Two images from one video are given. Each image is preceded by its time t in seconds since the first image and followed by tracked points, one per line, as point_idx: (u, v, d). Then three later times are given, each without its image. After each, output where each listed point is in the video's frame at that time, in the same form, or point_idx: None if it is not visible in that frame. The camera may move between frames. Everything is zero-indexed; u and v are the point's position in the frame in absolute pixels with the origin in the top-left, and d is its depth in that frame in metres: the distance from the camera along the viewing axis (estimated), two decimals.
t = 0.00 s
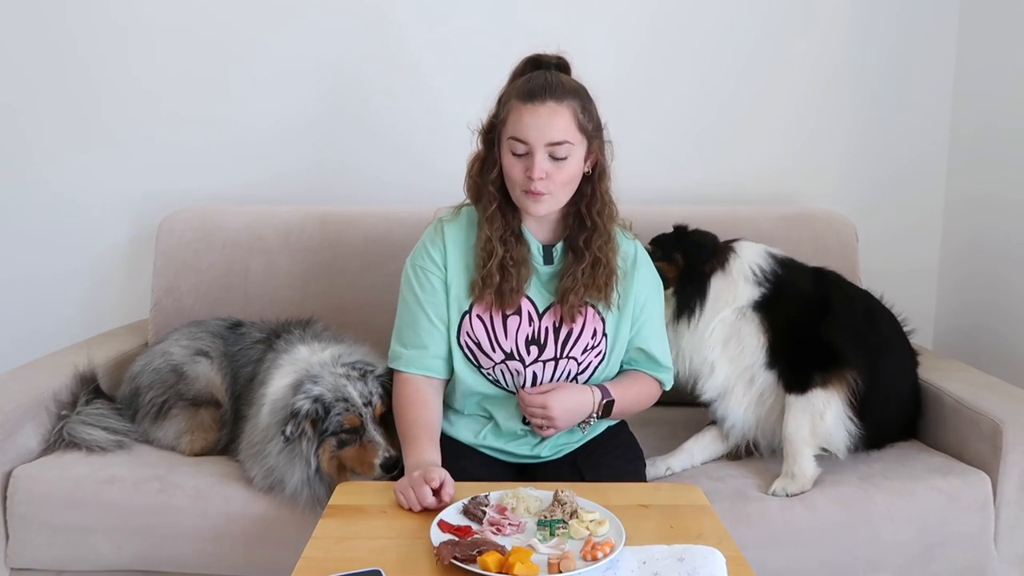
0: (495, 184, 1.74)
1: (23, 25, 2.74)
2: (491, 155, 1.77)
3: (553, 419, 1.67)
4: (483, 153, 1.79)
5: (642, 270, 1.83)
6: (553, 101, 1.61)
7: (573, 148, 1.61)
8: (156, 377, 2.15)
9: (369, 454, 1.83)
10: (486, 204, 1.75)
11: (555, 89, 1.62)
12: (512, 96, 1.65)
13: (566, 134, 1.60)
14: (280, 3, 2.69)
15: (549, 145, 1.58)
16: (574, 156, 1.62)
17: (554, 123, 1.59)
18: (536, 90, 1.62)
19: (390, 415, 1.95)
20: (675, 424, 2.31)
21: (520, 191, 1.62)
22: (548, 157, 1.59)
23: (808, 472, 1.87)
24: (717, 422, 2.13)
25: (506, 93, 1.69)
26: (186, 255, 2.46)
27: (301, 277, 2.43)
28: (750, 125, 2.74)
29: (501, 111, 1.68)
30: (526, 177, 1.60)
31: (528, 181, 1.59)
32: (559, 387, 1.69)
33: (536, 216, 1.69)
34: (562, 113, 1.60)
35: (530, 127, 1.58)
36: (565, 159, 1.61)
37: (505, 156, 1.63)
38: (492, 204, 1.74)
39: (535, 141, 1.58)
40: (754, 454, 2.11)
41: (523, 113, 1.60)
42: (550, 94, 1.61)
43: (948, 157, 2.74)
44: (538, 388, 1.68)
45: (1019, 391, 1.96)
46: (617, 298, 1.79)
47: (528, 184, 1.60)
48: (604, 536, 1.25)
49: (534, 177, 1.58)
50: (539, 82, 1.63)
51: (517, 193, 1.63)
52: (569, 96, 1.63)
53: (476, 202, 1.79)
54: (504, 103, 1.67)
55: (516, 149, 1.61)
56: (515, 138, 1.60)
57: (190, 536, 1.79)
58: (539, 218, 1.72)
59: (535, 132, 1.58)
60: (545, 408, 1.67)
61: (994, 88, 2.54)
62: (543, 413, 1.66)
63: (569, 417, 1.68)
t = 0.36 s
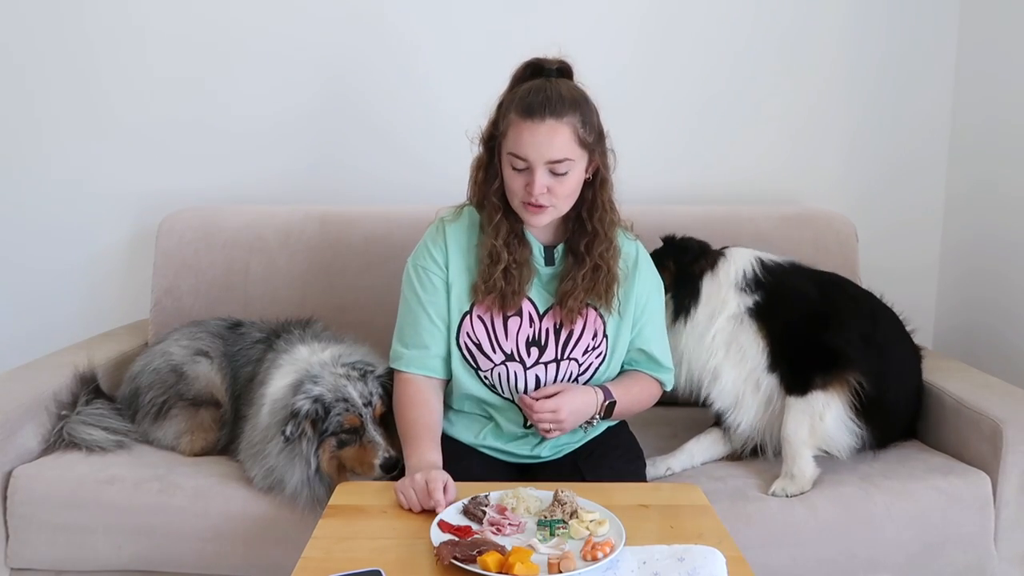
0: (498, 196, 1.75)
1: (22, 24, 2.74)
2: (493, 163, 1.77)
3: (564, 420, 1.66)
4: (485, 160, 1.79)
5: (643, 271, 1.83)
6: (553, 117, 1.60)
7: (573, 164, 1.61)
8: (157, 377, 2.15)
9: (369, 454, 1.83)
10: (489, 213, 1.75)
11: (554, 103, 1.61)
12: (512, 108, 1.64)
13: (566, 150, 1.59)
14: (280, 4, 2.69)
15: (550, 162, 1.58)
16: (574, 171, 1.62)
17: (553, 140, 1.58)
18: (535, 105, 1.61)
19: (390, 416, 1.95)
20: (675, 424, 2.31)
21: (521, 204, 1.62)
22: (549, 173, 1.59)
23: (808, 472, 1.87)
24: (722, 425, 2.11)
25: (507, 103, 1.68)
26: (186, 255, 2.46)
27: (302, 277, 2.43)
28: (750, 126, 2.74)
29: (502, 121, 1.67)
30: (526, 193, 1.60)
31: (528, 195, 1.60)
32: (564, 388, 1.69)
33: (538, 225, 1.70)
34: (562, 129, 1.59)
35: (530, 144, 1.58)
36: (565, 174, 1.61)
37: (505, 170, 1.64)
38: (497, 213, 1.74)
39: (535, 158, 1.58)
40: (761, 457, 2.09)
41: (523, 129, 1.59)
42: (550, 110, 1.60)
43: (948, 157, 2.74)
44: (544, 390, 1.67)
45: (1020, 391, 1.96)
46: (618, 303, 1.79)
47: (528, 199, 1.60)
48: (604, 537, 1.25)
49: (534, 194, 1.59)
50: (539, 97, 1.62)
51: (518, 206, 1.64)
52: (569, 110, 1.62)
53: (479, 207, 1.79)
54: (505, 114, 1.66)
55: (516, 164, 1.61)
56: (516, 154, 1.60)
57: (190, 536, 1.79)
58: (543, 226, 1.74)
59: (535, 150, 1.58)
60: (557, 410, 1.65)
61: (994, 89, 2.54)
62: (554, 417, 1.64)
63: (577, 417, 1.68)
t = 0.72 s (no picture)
0: (497, 194, 1.75)
1: (22, 24, 2.74)
2: (490, 164, 1.77)
3: (566, 413, 1.65)
4: (481, 161, 1.78)
5: (643, 271, 1.82)
6: (546, 114, 1.60)
7: (570, 159, 1.61)
8: (156, 377, 2.15)
9: (369, 454, 1.83)
10: (488, 213, 1.75)
11: (545, 100, 1.61)
12: (506, 107, 1.64)
13: (561, 145, 1.59)
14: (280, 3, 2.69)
15: (545, 159, 1.58)
16: (571, 165, 1.62)
17: (547, 136, 1.58)
18: (527, 103, 1.61)
19: (390, 416, 1.94)
20: (675, 424, 2.31)
21: (520, 202, 1.62)
22: (545, 169, 1.59)
23: (808, 474, 1.87)
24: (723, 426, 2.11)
25: (500, 103, 1.68)
26: (186, 255, 2.46)
27: (301, 277, 2.43)
28: (750, 126, 2.74)
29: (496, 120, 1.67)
30: (525, 191, 1.60)
31: (526, 193, 1.60)
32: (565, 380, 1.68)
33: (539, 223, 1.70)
34: (557, 125, 1.59)
35: (525, 142, 1.58)
36: (562, 169, 1.61)
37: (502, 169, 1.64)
38: (495, 213, 1.74)
39: (530, 156, 1.58)
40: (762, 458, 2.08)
41: (517, 126, 1.59)
42: (542, 107, 1.60)
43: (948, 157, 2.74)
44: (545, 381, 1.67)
45: (1020, 391, 1.96)
46: (618, 298, 1.79)
47: (526, 196, 1.61)
48: (604, 537, 1.25)
49: (533, 191, 1.59)
50: (530, 95, 1.62)
51: (518, 205, 1.64)
52: (562, 105, 1.62)
53: (478, 208, 1.79)
54: (499, 112, 1.66)
55: (512, 163, 1.61)
56: (511, 154, 1.60)
57: (190, 536, 1.79)
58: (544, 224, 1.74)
59: (529, 148, 1.57)
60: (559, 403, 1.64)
61: (994, 88, 2.53)
62: (557, 407, 1.64)
63: (577, 410, 1.67)
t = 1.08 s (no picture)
0: (500, 194, 1.75)
1: (22, 25, 2.74)
2: (494, 163, 1.76)
3: (563, 412, 1.64)
4: (485, 159, 1.78)
5: (641, 270, 1.83)
6: (562, 116, 1.60)
7: (579, 162, 1.61)
8: (156, 377, 2.15)
9: (369, 454, 1.82)
10: (490, 212, 1.75)
11: (563, 102, 1.61)
12: (518, 105, 1.63)
13: (573, 149, 1.59)
14: (281, 5, 2.69)
15: (556, 160, 1.58)
16: (579, 168, 1.62)
17: (561, 139, 1.58)
18: (545, 102, 1.60)
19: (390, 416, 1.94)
20: (675, 424, 2.31)
21: (525, 201, 1.62)
22: (555, 171, 1.59)
23: (807, 473, 1.87)
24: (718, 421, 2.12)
25: (511, 100, 1.67)
26: (186, 255, 2.46)
27: (301, 277, 2.43)
28: (751, 127, 2.74)
29: (506, 118, 1.66)
30: (532, 191, 1.60)
31: (535, 193, 1.60)
32: (561, 378, 1.68)
33: (540, 224, 1.71)
34: (570, 127, 1.59)
35: (538, 141, 1.57)
36: (571, 172, 1.61)
37: (510, 166, 1.63)
38: (498, 213, 1.74)
39: (543, 156, 1.57)
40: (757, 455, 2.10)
41: (531, 126, 1.59)
42: (558, 107, 1.60)
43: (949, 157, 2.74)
44: (541, 378, 1.67)
45: (1020, 391, 1.96)
46: (616, 301, 1.79)
47: (533, 196, 1.61)
48: (604, 537, 1.25)
49: (540, 191, 1.59)
50: (547, 95, 1.62)
51: (522, 204, 1.64)
52: (576, 108, 1.62)
53: (479, 207, 1.79)
54: (509, 110, 1.65)
55: (521, 162, 1.60)
56: (522, 152, 1.59)
57: (190, 536, 1.79)
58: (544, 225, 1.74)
59: (542, 148, 1.57)
60: (556, 403, 1.63)
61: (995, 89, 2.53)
62: (552, 405, 1.63)
63: (574, 411, 1.67)
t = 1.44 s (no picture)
0: (504, 193, 1.75)
1: (23, 25, 2.74)
2: (499, 162, 1.76)
3: (570, 414, 1.63)
4: (490, 158, 1.77)
5: (642, 271, 1.83)
6: (570, 117, 1.60)
7: (585, 164, 1.62)
8: (156, 376, 2.15)
9: (369, 454, 1.82)
10: (494, 212, 1.75)
11: (572, 104, 1.62)
12: (525, 105, 1.63)
13: (580, 151, 1.60)
14: (280, 4, 2.70)
15: (563, 162, 1.58)
16: (585, 170, 1.63)
17: (569, 141, 1.58)
18: (554, 104, 1.61)
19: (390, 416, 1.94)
20: (675, 423, 2.31)
21: (530, 202, 1.63)
22: (561, 172, 1.59)
23: (813, 483, 1.85)
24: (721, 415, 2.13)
25: (520, 99, 1.67)
26: (186, 255, 2.46)
27: (301, 277, 2.43)
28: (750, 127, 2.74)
29: (513, 117, 1.66)
30: (537, 192, 1.60)
31: (539, 194, 1.60)
32: (569, 379, 1.67)
33: (543, 224, 1.71)
34: (578, 130, 1.60)
35: (545, 142, 1.57)
36: (576, 174, 1.61)
37: (515, 166, 1.63)
38: (501, 213, 1.74)
39: (549, 157, 1.57)
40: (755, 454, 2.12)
41: (539, 126, 1.59)
42: (567, 109, 1.60)
43: (948, 157, 2.74)
44: (550, 377, 1.65)
45: (1020, 392, 1.96)
46: (618, 304, 1.79)
47: (538, 197, 1.61)
48: (604, 537, 1.25)
49: (546, 192, 1.59)
50: (557, 97, 1.62)
51: (526, 204, 1.64)
52: (585, 110, 1.63)
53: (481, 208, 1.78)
54: (516, 110, 1.66)
55: (527, 162, 1.60)
56: (528, 153, 1.59)
57: (190, 536, 1.79)
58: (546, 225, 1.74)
59: (549, 149, 1.57)
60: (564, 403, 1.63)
61: (995, 90, 2.54)
62: (561, 406, 1.62)
63: (581, 412, 1.66)
